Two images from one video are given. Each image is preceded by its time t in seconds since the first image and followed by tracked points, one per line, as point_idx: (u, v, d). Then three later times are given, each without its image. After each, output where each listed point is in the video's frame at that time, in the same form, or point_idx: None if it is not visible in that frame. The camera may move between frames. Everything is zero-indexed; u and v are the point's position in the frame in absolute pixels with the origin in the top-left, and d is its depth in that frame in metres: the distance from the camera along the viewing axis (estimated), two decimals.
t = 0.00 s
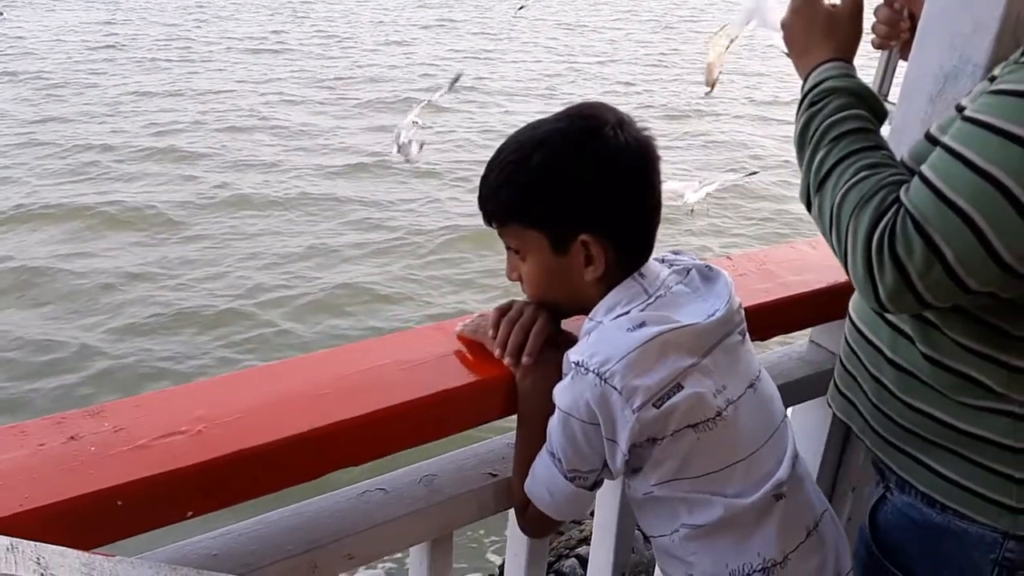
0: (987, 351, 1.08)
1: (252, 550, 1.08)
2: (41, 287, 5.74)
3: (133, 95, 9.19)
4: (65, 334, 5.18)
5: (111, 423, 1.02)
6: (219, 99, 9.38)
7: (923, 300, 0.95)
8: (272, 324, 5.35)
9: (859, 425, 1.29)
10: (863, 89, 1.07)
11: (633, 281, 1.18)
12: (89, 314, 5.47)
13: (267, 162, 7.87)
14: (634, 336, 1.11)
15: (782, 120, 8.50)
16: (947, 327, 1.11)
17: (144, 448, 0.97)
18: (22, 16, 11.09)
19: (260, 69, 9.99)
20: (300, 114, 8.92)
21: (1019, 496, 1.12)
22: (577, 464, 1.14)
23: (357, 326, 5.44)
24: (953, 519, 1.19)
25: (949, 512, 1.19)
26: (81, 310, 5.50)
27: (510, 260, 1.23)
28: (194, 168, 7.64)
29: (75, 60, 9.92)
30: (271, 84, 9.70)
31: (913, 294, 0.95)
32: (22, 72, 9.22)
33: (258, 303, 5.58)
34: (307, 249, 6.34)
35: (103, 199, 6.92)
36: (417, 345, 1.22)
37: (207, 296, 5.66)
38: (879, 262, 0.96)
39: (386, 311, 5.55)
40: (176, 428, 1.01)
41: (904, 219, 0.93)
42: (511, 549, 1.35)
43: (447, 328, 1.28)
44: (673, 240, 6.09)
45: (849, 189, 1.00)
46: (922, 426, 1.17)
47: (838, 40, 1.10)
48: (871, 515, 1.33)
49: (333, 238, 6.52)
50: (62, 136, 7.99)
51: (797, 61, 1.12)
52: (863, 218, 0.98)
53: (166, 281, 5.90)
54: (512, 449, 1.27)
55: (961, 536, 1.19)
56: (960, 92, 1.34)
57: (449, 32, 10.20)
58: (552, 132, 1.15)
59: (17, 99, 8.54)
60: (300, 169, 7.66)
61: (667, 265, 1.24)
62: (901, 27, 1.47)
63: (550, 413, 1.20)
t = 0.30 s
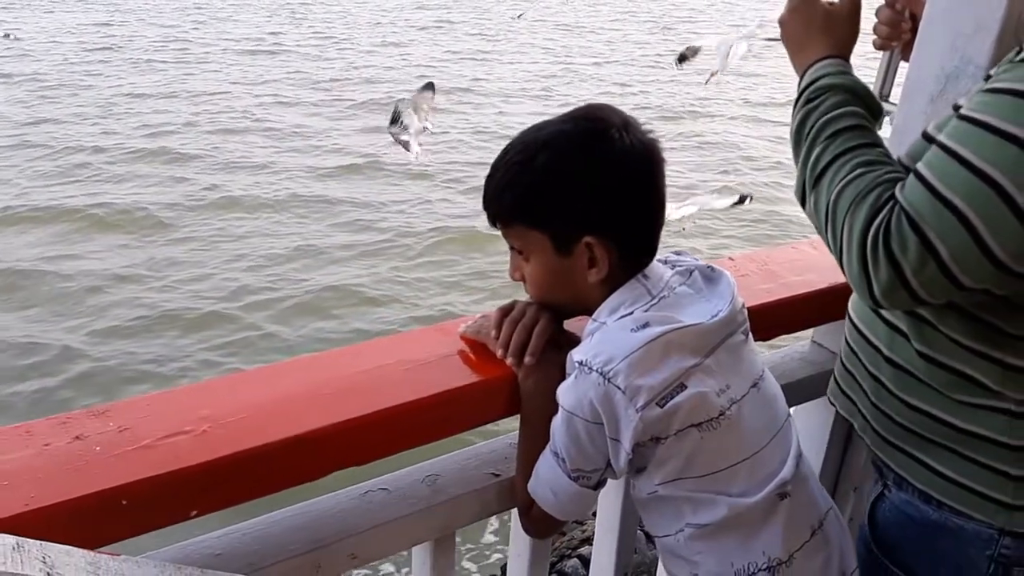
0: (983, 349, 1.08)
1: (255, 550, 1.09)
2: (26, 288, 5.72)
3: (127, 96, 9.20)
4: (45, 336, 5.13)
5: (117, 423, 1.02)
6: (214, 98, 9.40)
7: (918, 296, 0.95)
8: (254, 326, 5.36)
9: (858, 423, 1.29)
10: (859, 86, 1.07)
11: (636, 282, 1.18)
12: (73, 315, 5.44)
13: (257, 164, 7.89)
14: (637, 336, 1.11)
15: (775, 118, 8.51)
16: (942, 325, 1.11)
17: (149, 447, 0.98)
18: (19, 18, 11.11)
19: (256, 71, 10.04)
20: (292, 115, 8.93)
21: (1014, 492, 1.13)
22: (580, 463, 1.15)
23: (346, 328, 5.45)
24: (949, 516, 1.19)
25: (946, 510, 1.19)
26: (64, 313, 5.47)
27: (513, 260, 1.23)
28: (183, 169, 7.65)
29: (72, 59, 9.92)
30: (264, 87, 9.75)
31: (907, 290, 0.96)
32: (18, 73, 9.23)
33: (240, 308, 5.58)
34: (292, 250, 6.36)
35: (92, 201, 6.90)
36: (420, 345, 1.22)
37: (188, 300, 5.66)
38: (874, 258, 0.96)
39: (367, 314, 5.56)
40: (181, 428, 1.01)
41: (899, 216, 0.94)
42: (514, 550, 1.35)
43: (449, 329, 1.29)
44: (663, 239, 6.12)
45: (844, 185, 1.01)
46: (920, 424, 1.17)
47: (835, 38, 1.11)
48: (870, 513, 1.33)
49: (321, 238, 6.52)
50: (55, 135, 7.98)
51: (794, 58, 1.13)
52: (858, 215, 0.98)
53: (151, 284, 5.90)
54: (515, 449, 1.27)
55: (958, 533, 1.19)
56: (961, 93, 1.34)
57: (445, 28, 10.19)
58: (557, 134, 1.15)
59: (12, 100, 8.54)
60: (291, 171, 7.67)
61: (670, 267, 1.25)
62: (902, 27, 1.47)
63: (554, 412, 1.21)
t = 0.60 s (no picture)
0: (974, 345, 1.09)
1: (256, 548, 1.09)
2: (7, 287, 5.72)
3: (117, 97, 9.21)
4: (24, 337, 5.11)
5: (120, 423, 1.02)
6: (205, 99, 9.42)
7: (908, 291, 0.96)
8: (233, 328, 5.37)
9: (855, 419, 1.29)
10: (852, 82, 1.07)
11: (638, 283, 1.18)
12: (52, 314, 5.42)
13: (247, 166, 7.92)
14: (639, 335, 1.12)
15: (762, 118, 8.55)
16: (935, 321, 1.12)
17: (151, 447, 0.98)
18: (13, 16, 11.13)
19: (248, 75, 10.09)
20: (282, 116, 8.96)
21: (1007, 488, 1.13)
22: (582, 462, 1.15)
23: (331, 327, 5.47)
24: (943, 511, 1.19)
25: (940, 505, 1.20)
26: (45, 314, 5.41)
27: (515, 260, 1.23)
28: (169, 168, 7.65)
29: (67, 59, 9.94)
30: (256, 90, 9.78)
31: (896, 284, 0.96)
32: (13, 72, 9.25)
33: (220, 310, 5.58)
34: (274, 250, 6.37)
35: (79, 202, 6.88)
36: (422, 344, 1.23)
37: (168, 301, 5.66)
38: (865, 254, 0.97)
39: (348, 315, 5.57)
40: (183, 427, 1.02)
41: (891, 212, 0.94)
42: (515, 550, 1.35)
43: (450, 329, 1.29)
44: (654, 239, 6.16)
45: (838, 180, 1.01)
46: (914, 419, 1.18)
47: (830, 34, 1.11)
48: (866, 510, 1.33)
49: (305, 239, 6.53)
50: (43, 134, 7.96)
51: (789, 53, 1.13)
52: (850, 211, 0.98)
53: (134, 285, 5.89)
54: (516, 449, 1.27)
55: (951, 528, 1.20)
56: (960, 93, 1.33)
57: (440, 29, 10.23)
58: (561, 135, 1.16)
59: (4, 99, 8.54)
60: (280, 172, 7.69)
61: (671, 267, 1.25)
62: (902, 28, 1.48)
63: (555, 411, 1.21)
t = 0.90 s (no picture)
0: (962, 340, 1.10)
1: (254, 547, 1.10)
2: None
3: (105, 100, 9.25)
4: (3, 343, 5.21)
5: (120, 424, 1.03)
6: (192, 100, 9.44)
7: (894, 284, 0.97)
8: (204, 330, 5.38)
9: (848, 415, 1.30)
10: (844, 79, 1.08)
11: (637, 284, 1.19)
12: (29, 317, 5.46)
13: (232, 167, 7.93)
14: (638, 335, 1.12)
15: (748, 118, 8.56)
16: (923, 317, 1.13)
17: (152, 448, 0.98)
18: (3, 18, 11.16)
19: (240, 78, 10.15)
20: (271, 117, 8.99)
21: (996, 484, 1.14)
22: (580, 462, 1.16)
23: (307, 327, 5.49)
24: (933, 507, 1.20)
25: (930, 501, 1.20)
26: (21, 319, 5.44)
27: (514, 261, 1.24)
28: (149, 169, 7.67)
29: (58, 61, 9.97)
30: (245, 92, 9.82)
31: (884, 278, 0.97)
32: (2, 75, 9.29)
33: (195, 312, 5.58)
34: (253, 251, 6.38)
35: (59, 204, 6.90)
36: (420, 345, 1.23)
37: (144, 304, 5.67)
38: (854, 248, 0.97)
39: (322, 317, 5.57)
40: (183, 428, 1.02)
41: (879, 208, 0.95)
42: (515, 550, 1.36)
43: (449, 329, 1.30)
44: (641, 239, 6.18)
45: (828, 175, 1.01)
46: (906, 415, 1.19)
47: (823, 29, 1.11)
48: (861, 507, 1.34)
49: (284, 240, 6.54)
50: (28, 137, 8.01)
51: (782, 49, 1.13)
52: (840, 205, 0.99)
53: (112, 288, 5.91)
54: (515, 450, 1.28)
55: (941, 524, 1.20)
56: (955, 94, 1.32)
57: (432, 28, 10.20)
58: (562, 137, 1.16)
59: None
60: (265, 174, 7.71)
61: (669, 268, 1.25)
62: (899, 30, 1.50)
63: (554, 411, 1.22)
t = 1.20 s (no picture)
0: (950, 338, 1.10)
1: (252, 549, 1.10)
2: None
3: (95, 102, 9.26)
4: None
5: (118, 426, 1.03)
6: (182, 102, 9.46)
7: (884, 281, 0.97)
8: (180, 335, 5.38)
9: (841, 413, 1.31)
10: (836, 78, 1.08)
11: (635, 287, 1.19)
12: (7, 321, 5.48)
13: (219, 168, 7.93)
14: (636, 337, 1.13)
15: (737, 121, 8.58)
16: (914, 315, 1.13)
17: (150, 451, 0.99)
18: None
19: (233, 81, 10.18)
20: (260, 121, 9.05)
21: (985, 482, 1.14)
22: (578, 464, 1.16)
23: (288, 330, 5.50)
24: (926, 505, 1.20)
25: (922, 499, 1.21)
26: None
27: (512, 263, 1.24)
28: (134, 172, 7.67)
29: (48, 65, 10.04)
30: (236, 95, 9.84)
31: (873, 275, 0.97)
32: None
33: (173, 316, 5.57)
34: (235, 254, 6.37)
35: (42, 208, 6.89)
36: (419, 348, 1.24)
37: (123, 308, 5.66)
38: (844, 245, 0.98)
39: (304, 319, 5.58)
40: (182, 431, 1.02)
41: (869, 206, 0.95)
42: (513, 552, 1.36)
43: (448, 332, 1.30)
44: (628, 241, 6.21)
45: (819, 172, 1.02)
46: (897, 412, 1.19)
47: (816, 28, 1.11)
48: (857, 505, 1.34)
49: (269, 242, 6.54)
50: (15, 140, 8.06)
51: (774, 47, 1.13)
52: (831, 203, 1.00)
53: (92, 292, 5.88)
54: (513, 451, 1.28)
55: (934, 522, 1.21)
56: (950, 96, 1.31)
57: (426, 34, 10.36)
58: (561, 140, 1.17)
59: None
60: (251, 177, 7.74)
61: (667, 271, 1.26)
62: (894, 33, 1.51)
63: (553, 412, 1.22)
